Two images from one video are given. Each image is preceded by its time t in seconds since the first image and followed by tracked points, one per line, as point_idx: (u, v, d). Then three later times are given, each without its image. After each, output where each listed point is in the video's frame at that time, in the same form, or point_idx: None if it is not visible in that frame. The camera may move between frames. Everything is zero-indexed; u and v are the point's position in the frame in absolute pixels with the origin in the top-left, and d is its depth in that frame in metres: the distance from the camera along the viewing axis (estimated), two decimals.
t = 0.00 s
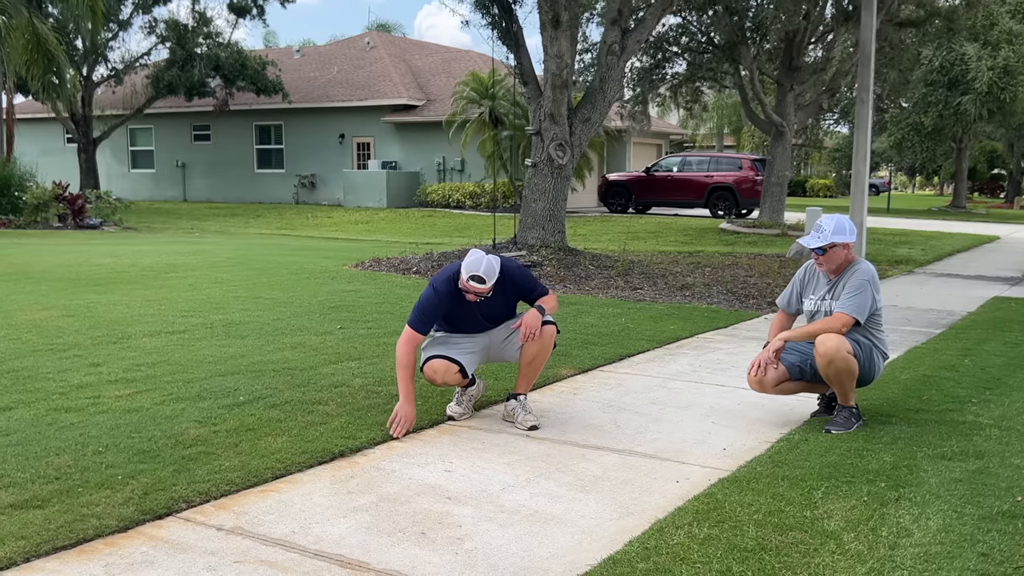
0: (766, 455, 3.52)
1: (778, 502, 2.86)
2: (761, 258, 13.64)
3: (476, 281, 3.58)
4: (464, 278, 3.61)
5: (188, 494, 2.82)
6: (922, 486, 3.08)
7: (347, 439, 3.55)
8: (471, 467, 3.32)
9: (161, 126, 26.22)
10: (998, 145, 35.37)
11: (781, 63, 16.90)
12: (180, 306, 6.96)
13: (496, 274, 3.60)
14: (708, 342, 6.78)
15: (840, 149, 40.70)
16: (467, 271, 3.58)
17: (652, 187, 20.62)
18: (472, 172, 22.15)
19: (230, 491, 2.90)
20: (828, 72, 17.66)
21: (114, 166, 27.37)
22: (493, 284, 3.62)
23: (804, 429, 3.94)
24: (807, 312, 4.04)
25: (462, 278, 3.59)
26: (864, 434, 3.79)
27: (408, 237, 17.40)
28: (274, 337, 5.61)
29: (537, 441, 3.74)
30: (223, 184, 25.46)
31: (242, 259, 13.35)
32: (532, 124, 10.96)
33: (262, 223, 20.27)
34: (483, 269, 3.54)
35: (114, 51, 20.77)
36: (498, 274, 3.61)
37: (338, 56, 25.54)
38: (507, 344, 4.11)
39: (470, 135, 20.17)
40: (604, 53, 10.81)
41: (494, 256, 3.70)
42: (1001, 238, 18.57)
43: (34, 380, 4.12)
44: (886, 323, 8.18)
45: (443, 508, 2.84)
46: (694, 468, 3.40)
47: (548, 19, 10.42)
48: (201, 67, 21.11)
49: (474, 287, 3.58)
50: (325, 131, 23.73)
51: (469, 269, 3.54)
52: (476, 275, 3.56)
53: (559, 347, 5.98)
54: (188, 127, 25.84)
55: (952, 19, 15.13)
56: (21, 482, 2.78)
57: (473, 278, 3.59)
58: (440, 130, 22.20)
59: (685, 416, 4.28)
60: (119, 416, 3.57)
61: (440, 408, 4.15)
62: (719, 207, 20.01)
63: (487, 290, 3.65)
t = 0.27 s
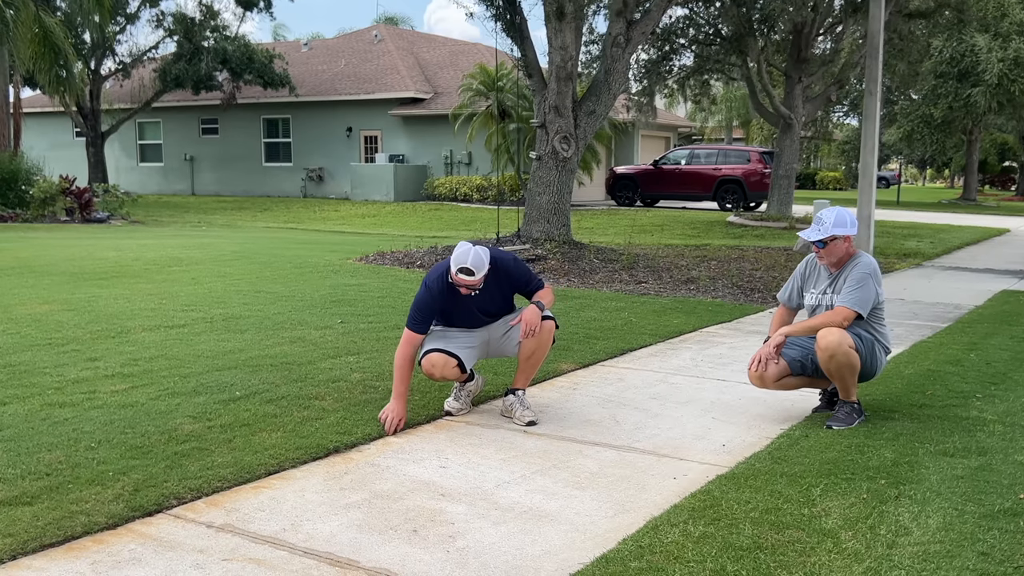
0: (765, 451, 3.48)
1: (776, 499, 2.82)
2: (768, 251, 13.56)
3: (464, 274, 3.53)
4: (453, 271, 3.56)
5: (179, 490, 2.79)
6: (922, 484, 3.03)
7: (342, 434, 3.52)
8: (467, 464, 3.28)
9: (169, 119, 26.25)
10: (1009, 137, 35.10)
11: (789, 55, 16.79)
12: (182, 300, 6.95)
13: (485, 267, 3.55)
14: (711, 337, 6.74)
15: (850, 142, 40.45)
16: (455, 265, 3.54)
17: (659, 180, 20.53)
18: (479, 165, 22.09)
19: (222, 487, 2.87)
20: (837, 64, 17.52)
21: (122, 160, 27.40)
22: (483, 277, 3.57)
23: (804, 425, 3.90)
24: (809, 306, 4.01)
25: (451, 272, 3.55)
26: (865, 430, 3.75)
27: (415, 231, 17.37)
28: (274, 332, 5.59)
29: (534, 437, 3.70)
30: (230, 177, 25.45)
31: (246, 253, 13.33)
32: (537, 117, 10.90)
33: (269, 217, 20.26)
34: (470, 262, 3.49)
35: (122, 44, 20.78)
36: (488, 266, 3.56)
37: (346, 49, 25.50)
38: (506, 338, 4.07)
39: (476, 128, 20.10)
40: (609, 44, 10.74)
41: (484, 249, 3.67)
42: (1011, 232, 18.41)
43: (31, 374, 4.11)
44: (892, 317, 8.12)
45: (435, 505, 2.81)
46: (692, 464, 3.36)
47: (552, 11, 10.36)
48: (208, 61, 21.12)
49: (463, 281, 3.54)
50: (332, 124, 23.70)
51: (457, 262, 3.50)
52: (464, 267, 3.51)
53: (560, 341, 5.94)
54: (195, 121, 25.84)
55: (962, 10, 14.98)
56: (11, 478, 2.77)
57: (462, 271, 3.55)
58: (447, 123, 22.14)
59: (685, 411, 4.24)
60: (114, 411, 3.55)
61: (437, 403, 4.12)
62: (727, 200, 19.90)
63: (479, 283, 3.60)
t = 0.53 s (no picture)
0: (762, 447, 3.45)
1: (770, 496, 2.79)
2: (774, 245, 13.49)
3: (453, 265, 3.51)
4: (442, 263, 3.54)
5: (169, 487, 2.78)
6: (921, 479, 2.99)
7: (336, 430, 3.49)
8: (461, 460, 3.26)
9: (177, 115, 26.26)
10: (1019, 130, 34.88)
11: (796, 48, 16.69)
12: (182, 296, 6.93)
13: (474, 258, 3.53)
14: (713, 331, 6.70)
15: (858, 135, 40.26)
16: (443, 256, 3.53)
17: (666, 174, 20.45)
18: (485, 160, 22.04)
19: (212, 484, 2.86)
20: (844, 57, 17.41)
21: (130, 156, 27.44)
22: (472, 268, 3.54)
23: (803, 420, 3.86)
24: (808, 300, 3.98)
25: (439, 263, 3.53)
26: (864, 425, 3.71)
27: (420, 226, 17.34)
28: (272, 327, 5.57)
29: (530, 433, 3.68)
30: (238, 172, 25.45)
31: (250, 248, 13.31)
32: (540, 111, 10.85)
33: (276, 212, 20.25)
34: (458, 252, 3.47)
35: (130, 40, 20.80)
36: (476, 257, 3.54)
37: (352, 44, 25.48)
38: (502, 334, 4.05)
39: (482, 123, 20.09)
40: (613, 38, 10.68)
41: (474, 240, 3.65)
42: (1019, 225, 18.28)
43: (26, 370, 4.10)
44: (896, 311, 8.06)
45: (427, 502, 2.79)
46: (688, 460, 3.33)
47: (555, 4, 10.30)
48: (214, 56, 21.12)
49: (451, 272, 3.52)
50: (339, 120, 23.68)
51: (444, 253, 3.49)
52: (452, 259, 3.50)
53: (560, 336, 5.92)
54: (204, 117, 25.85)
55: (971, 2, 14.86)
56: None
57: (451, 263, 3.52)
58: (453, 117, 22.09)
59: (683, 407, 4.21)
60: (107, 407, 3.54)
61: (434, 398, 4.09)
62: (734, 194, 19.80)
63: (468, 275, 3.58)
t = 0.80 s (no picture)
0: (755, 444, 3.42)
1: (760, 494, 2.76)
2: (778, 241, 13.43)
3: (445, 259, 3.49)
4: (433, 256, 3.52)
5: (153, 486, 2.76)
6: (913, 476, 2.96)
7: (325, 428, 3.48)
8: (450, 458, 3.24)
9: (185, 113, 26.29)
10: None
11: (802, 42, 16.59)
12: (181, 293, 6.92)
13: (466, 251, 3.50)
14: (712, 327, 6.66)
15: (867, 130, 40.07)
16: (435, 250, 3.51)
17: (673, 170, 20.38)
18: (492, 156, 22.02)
19: (198, 483, 2.84)
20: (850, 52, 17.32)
21: (139, 153, 27.50)
22: (464, 262, 3.52)
23: (798, 417, 3.82)
24: (803, 296, 3.95)
25: (431, 256, 3.51)
26: (859, 422, 3.67)
27: (425, 222, 17.31)
28: (268, 324, 5.55)
29: (522, 430, 3.65)
30: (246, 169, 25.46)
31: (253, 245, 13.31)
32: (542, 107, 10.82)
33: (282, 209, 20.26)
34: (450, 246, 3.45)
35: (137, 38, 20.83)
36: (469, 250, 3.52)
37: (359, 41, 25.46)
38: (495, 331, 4.02)
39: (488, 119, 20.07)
40: (614, 32, 10.62)
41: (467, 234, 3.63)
42: None
43: (18, 367, 4.09)
44: (899, 306, 8.00)
45: (412, 500, 2.77)
46: (680, 457, 3.30)
47: None
48: (221, 54, 21.14)
49: (442, 265, 3.49)
50: (346, 116, 23.68)
51: (436, 246, 3.46)
52: (444, 252, 3.48)
53: (558, 332, 5.89)
54: (211, 114, 25.86)
55: None
56: None
57: (443, 256, 3.50)
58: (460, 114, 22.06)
59: (677, 403, 4.18)
60: (96, 405, 3.52)
61: (426, 396, 4.07)
62: (741, 189, 19.70)
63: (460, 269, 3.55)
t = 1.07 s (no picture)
0: (748, 444, 3.39)
1: (749, 496, 2.74)
2: (784, 238, 13.37)
3: (439, 255, 3.48)
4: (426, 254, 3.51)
5: (140, 486, 2.76)
6: (906, 477, 2.93)
7: (316, 428, 3.47)
8: (440, 458, 3.22)
9: (195, 112, 26.36)
10: None
11: (809, 39, 16.50)
12: (181, 292, 6.93)
13: (460, 248, 3.50)
14: (713, 326, 6.63)
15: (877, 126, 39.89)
16: (429, 247, 3.50)
17: (681, 166, 20.31)
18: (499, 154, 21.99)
19: (186, 483, 2.83)
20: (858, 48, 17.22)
21: (147, 152, 27.56)
22: (458, 259, 3.51)
23: (791, 417, 3.80)
24: (798, 293, 3.93)
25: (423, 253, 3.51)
26: (854, 421, 3.64)
27: (431, 220, 17.31)
28: (265, 323, 5.55)
29: (514, 430, 3.63)
30: (254, 168, 25.51)
31: (257, 243, 13.32)
32: (545, 104, 10.79)
33: (290, 208, 20.29)
34: (444, 242, 3.45)
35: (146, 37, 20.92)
36: (462, 247, 3.51)
37: (367, 39, 25.47)
38: (487, 330, 4.01)
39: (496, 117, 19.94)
40: (618, 29, 10.59)
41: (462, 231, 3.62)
42: None
43: (13, 367, 4.09)
44: (902, 304, 7.95)
45: (399, 501, 2.76)
46: (671, 457, 3.29)
47: None
48: (228, 52, 21.18)
49: (436, 262, 3.48)
50: (354, 114, 23.68)
51: (428, 243, 3.46)
52: (439, 248, 3.47)
53: (555, 331, 5.87)
54: (220, 113, 25.91)
55: None
56: None
57: (437, 253, 3.49)
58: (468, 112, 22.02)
59: (673, 403, 4.15)
60: (87, 404, 3.52)
61: (420, 395, 4.05)
62: (749, 185, 19.62)
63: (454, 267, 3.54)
